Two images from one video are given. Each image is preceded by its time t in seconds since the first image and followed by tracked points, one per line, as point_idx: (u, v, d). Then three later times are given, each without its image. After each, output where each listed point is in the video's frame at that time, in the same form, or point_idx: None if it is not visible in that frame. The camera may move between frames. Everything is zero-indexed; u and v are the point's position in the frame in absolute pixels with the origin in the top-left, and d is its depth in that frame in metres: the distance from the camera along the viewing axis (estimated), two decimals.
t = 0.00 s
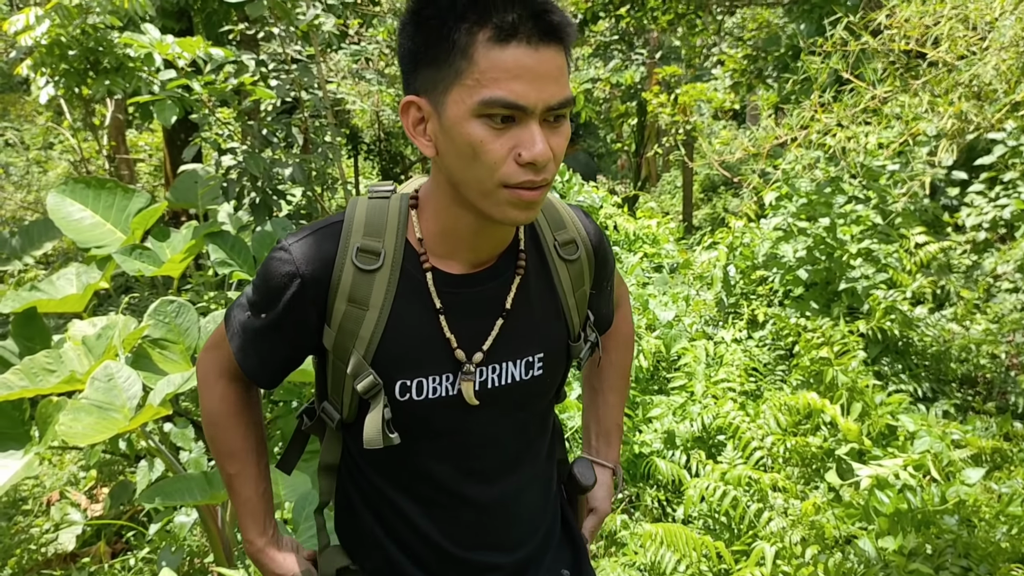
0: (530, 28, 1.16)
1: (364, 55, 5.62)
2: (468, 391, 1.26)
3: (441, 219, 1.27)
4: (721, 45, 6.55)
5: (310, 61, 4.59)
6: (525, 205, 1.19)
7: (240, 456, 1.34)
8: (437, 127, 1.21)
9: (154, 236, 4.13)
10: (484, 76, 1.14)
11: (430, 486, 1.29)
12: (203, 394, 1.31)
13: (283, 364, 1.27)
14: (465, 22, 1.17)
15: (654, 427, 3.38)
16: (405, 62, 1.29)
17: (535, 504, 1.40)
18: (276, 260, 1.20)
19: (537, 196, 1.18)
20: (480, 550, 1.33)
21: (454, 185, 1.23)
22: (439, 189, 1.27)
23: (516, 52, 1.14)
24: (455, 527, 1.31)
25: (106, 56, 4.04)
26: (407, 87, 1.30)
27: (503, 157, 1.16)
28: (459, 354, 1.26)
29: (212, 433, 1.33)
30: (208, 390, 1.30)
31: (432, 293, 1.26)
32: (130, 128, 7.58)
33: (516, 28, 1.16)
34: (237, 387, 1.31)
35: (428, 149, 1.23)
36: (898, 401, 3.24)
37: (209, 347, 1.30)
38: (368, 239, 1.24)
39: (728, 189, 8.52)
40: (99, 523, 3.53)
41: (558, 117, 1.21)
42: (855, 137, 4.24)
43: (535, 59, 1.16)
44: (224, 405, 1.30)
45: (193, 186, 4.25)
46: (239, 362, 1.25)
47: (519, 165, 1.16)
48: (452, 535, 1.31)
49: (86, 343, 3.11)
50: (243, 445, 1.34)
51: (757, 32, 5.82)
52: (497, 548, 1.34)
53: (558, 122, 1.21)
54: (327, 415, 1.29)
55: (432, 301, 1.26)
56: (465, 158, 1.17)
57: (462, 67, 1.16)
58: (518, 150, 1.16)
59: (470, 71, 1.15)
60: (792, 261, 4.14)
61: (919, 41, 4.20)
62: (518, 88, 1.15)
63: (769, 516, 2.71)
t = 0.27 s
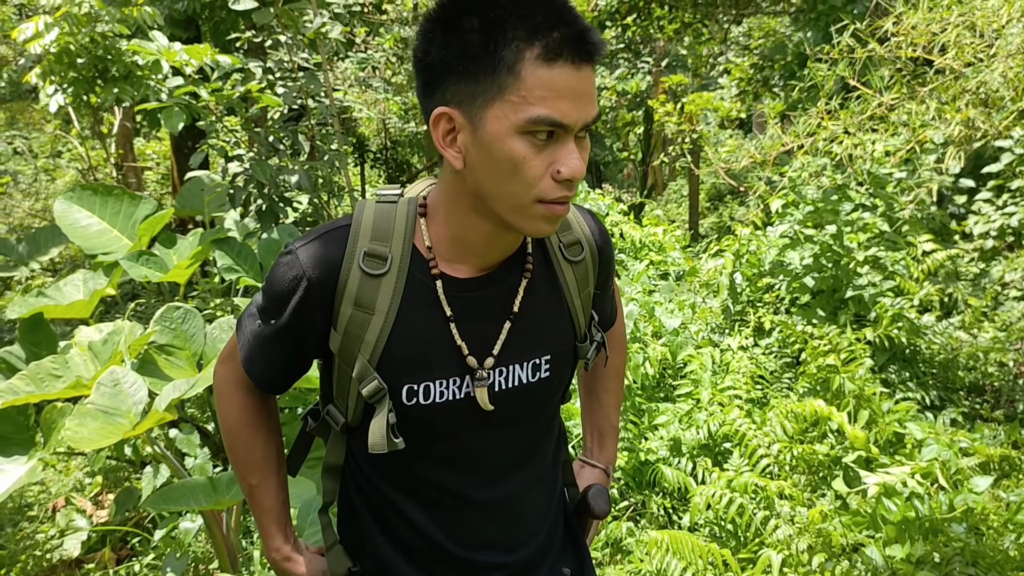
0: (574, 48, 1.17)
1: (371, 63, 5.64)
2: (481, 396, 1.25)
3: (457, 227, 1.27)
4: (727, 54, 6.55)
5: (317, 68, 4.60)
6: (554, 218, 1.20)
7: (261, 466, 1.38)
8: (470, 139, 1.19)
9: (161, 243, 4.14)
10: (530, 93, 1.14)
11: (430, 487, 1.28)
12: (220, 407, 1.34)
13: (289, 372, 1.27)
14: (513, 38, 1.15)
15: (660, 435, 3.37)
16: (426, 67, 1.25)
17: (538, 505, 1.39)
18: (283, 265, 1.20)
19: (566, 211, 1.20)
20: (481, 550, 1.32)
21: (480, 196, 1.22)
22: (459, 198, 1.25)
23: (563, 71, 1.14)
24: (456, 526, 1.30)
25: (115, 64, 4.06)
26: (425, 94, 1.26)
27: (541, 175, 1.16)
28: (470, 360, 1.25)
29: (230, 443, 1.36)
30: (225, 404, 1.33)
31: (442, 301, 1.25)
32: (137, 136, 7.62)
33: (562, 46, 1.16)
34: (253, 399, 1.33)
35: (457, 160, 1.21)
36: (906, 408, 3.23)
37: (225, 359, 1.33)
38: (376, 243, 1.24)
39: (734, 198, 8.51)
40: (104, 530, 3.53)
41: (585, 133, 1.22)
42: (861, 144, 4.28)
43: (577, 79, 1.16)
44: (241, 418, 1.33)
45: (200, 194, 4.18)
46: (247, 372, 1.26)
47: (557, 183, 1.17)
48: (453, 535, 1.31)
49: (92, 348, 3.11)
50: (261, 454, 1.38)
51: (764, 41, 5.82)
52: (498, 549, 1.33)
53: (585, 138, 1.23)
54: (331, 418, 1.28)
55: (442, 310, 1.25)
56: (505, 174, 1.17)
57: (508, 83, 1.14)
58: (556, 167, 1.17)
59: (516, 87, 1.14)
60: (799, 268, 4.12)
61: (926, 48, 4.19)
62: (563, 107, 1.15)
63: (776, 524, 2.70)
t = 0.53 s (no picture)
0: (610, 61, 1.18)
1: (379, 73, 5.66)
2: (493, 393, 1.26)
3: (471, 228, 1.28)
4: (735, 64, 6.56)
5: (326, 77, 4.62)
6: (571, 226, 1.22)
7: (272, 469, 1.36)
8: (499, 146, 1.20)
9: (170, 250, 4.16)
10: (566, 105, 1.15)
11: (433, 482, 1.29)
12: (227, 411, 1.33)
13: (298, 368, 1.27)
14: (554, 50, 1.16)
15: (667, 442, 3.36)
16: (456, 69, 1.25)
17: (540, 503, 1.40)
18: (294, 262, 1.21)
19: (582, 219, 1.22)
20: (484, 546, 1.32)
21: (501, 201, 1.23)
22: (478, 200, 1.26)
23: (598, 85, 1.16)
24: (458, 522, 1.31)
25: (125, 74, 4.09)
26: (453, 96, 1.27)
27: (567, 185, 1.18)
28: (481, 358, 1.26)
29: (238, 453, 1.34)
30: (230, 411, 1.32)
31: (453, 299, 1.27)
32: (147, 147, 7.65)
33: (600, 61, 1.17)
34: (260, 403, 1.32)
35: (483, 165, 1.22)
36: (915, 415, 3.21)
37: (229, 365, 1.33)
38: (386, 240, 1.25)
39: (742, 208, 8.50)
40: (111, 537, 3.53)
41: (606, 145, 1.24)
42: (869, 151, 4.24)
43: (608, 92, 1.18)
44: (250, 422, 1.32)
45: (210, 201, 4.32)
46: (256, 371, 1.26)
47: (580, 193, 1.19)
48: (456, 530, 1.31)
49: (100, 354, 3.12)
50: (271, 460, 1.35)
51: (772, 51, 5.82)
52: (502, 545, 1.34)
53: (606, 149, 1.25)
54: (338, 414, 1.30)
55: (453, 308, 1.26)
56: (532, 183, 1.18)
57: (544, 95, 1.15)
58: (581, 178, 1.18)
59: (552, 99, 1.15)
60: (807, 276, 4.12)
61: (934, 55, 4.18)
62: (594, 121, 1.17)
63: (784, 530, 2.68)
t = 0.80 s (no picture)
0: (626, 58, 1.19)
1: (385, 78, 5.67)
2: (500, 385, 1.27)
3: (479, 219, 1.29)
4: (742, 71, 6.55)
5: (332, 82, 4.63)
6: (580, 222, 1.24)
7: (276, 458, 1.39)
8: (512, 140, 1.20)
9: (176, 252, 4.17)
10: (581, 101, 1.16)
11: (438, 473, 1.31)
12: (232, 399, 1.36)
13: (302, 358, 1.27)
14: (571, 45, 1.17)
15: (673, 443, 3.36)
16: (469, 59, 1.25)
17: (543, 493, 1.42)
18: (300, 252, 1.21)
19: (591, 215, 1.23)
20: (488, 536, 1.35)
21: (512, 194, 1.24)
22: (487, 192, 1.27)
23: (614, 82, 1.17)
24: (463, 513, 1.33)
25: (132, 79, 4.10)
26: (465, 87, 1.27)
27: (579, 180, 1.19)
28: (489, 350, 1.28)
29: (243, 442, 1.37)
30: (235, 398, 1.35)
31: (460, 292, 1.27)
32: (155, 154, 7.67)
33: (616, 58, 1.18)
34: (263, 392, 1.36)
35: (494, 157, 1.22)
36: (922, 416, 3.20)
37: (234, 353, 1.36)
38: (393, 231, 1.25)
39: (748, 214, 8.49)
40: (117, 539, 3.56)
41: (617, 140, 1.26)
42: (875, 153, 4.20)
43: (623, 89, 1.19)
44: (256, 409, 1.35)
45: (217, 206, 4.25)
46: (258, 362, 1.27)
47: (592, 189, 1.19)
48: (460, 521, 1.33)
49: (107, 354, 3.13)
50: (275, 449, 1.39)
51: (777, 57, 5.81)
52: (507, 535, 1.36)
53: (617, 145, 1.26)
54: (343, 406, 1.30)
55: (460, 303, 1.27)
56: (544, 178, 1.19)
57: (560, 91, 1.16)
58: (594, 174, 1.19)
59: (568, 94, 1.16)
60: (813, 277, 4.11)
61: (940, 55, 4.17)
62: (607, 117, 1.18)
63: (790, 530, 2.67)
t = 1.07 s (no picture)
0: (624, 38, 1.17)
1: (388, 79, 5.66)
2: (500, 373, 1.27)
3: (479, 204, 1.29)
4: (745, 75, 6.55)
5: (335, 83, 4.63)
6: (580, 207, 1.23)
7: (287, 446, 1.40)
8: (509, 124, 1.20)
9: (180, 252, 4.17)
10: (578, 83, 1.15)
11: (437, 460, 1.32)
12: (239, 386, 1.38)
13: (304, 341, 1.29)
14: (567, 26, 1.16)
15: (678, 440, 3.35)
16: (465, 44, 1.25)
17: (546, 480, 1.42)
18: (299, 235, 1.23)
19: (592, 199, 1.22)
20: (488, 523, 1.35)
21: (511, 179, 1.23)
22: (486, 177, 1.27)
23: (611, 63, 1.16)
24: (462, 500, 1.34)
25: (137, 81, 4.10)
26: (462, 72, 1.27)
27: (577, 164, 1.18)
28: (488, 337, 1.28)
29: (251, 432, 1.39)
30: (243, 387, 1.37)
31: (459, 277, 1.28)
32: (158, 158, 7.68)
33: (613, 38, 1.17)
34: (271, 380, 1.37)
35: (492, 143, 1.22)
36: (926, 413, 3.19)
37: (240, 342, 1.38)
38: (392, 216, 1.27)
39: (752, 217, 8.47)
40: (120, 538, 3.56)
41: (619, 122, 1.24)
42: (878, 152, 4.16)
43: (622, 70, 1.18)
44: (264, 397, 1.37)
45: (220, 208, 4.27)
46: (262, 348, 1.30)
47: (591, 172, 1.19)
48: (459, 508, 1.34)
49: (110, 352, 3.13)
50: (286, 436, 1.40)
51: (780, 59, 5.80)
52: (507, 522, 1.37)
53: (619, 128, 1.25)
54: (343, 389, 1.31)
55: (460, 287, 1.28)
56: (542, 163, 1.18)
57: (555, 73, 1.15)
58: (593, 157, 1.18)
59: (564, 77, 1.15)
60: (817, 275, 4.10)
61: (943, 52, 4.16)
62: (606, 100, 1.17)
63: (795, 525, 2.65)
